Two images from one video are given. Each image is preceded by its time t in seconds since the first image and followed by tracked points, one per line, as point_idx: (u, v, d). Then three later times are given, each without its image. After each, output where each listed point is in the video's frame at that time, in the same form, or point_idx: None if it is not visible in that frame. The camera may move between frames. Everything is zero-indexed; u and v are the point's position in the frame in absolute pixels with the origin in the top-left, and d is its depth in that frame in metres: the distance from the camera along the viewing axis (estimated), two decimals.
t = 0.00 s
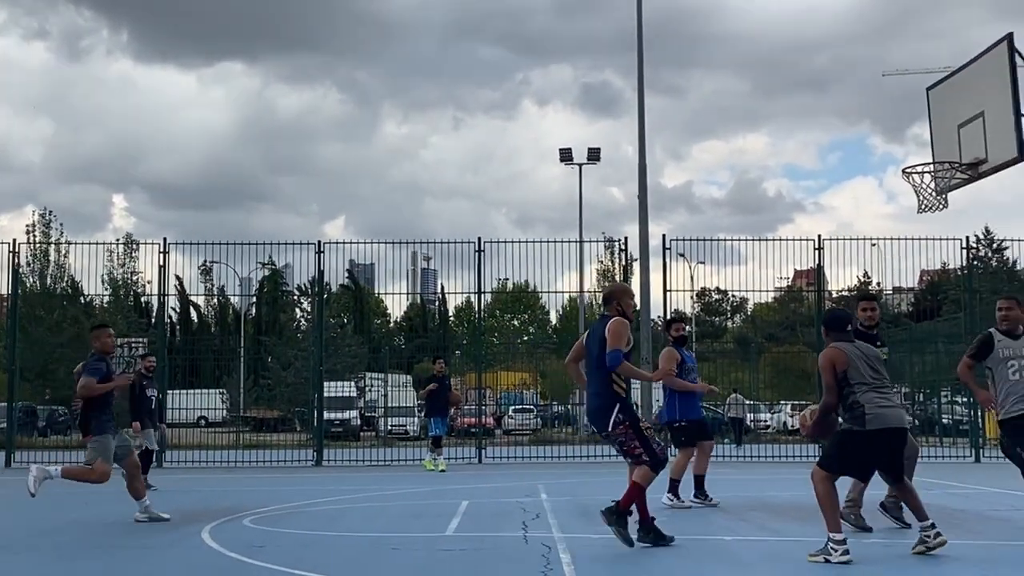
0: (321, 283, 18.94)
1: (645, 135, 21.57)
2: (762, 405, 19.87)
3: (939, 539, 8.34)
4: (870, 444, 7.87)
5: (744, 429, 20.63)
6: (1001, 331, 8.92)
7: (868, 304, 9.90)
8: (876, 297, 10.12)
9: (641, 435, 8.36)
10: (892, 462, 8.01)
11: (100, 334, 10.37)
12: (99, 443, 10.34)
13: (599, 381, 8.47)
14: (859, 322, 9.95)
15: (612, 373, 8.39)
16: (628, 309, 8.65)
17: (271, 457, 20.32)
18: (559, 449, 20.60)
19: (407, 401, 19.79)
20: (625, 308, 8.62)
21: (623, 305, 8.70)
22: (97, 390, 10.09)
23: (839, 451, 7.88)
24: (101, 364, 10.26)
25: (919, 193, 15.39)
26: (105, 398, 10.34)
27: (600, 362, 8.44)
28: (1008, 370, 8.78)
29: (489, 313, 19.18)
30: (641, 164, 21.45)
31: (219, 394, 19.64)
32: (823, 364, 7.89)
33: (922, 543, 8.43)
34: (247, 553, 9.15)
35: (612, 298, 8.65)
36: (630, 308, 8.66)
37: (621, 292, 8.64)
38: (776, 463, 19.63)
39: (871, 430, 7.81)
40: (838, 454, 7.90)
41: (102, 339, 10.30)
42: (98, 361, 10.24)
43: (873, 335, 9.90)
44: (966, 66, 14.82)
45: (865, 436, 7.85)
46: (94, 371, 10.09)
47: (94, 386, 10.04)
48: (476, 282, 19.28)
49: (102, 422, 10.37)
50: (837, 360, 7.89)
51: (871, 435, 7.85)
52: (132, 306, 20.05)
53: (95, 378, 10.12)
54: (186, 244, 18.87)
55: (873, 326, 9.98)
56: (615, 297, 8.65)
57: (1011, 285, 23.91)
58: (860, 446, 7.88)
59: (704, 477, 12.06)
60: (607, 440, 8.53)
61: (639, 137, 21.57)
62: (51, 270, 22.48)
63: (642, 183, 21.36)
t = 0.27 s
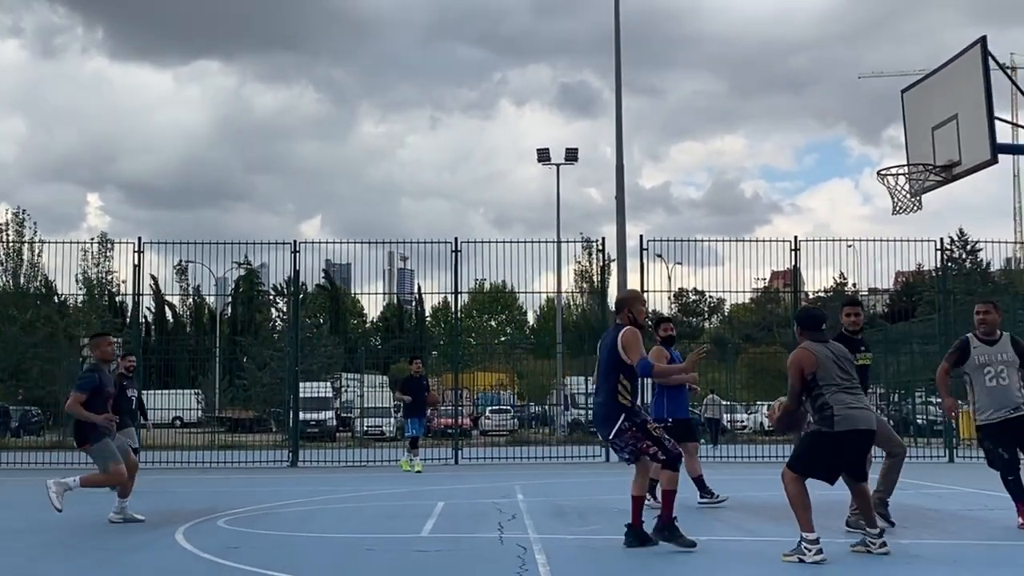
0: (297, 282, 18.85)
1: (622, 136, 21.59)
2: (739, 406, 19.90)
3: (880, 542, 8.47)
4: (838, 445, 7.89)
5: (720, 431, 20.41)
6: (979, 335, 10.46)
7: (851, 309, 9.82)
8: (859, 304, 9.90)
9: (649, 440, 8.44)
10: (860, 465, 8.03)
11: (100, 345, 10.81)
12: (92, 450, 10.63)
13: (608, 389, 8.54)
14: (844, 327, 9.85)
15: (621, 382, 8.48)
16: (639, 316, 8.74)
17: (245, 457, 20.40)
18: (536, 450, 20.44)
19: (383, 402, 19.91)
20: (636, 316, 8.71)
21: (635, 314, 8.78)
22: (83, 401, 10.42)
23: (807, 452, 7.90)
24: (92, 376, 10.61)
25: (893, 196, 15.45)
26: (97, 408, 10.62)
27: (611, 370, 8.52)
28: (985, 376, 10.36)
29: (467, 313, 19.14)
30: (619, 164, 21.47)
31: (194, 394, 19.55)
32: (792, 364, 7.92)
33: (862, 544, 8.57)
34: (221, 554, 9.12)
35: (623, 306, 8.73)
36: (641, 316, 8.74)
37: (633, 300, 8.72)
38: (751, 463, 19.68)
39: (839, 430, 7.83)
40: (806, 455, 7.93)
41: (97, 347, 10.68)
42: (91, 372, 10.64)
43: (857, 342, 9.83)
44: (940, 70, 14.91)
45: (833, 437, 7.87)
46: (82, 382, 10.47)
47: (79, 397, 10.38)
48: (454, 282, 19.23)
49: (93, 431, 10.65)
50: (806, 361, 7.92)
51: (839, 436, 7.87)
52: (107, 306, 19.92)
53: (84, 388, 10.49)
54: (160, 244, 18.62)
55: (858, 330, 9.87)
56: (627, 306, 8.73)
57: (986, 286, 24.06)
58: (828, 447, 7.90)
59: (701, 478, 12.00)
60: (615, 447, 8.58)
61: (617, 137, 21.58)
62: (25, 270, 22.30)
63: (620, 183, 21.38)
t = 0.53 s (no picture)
0: (286, 282, 18.81)
1: (612, 136, 21.60)
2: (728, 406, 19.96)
3: (867, 543, 8.50)
4: (826, 447, 7.92)
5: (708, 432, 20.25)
6: (969, 336, 10.49)
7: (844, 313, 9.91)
8: (854, 309, 9.95)
9: (651, 442, 8.46)
10: (847, 465, 8.07)
11: (100, 346, 10.75)
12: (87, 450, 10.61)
13: (613, 390, 8.55)
14: (837, 331, 9.95)
15: (626, 384, 8.49)
16: (644, 317, 8.75)
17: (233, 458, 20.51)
18: (527, 450, 20.43)
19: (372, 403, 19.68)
20: (642, 317, 8.73)
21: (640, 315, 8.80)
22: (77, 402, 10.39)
23: (795, 453, 7.93)
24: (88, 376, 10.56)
25: (882, 197, 15.47)
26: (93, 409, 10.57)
27: (616, 372, 8.53)
28: (973, 378, 10.42)
29: (456, 313, 19.11)
30: (609, 164, 21.48)
31: (182, 394, 19.50)
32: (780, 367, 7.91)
33: (849, 544, 8.62)
34: (209, 554, 9.10)
35: (629, 307, 8.75)
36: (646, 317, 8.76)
37: (639, 301, 8.74)
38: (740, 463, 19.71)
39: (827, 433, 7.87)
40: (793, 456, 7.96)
41: (97, 349, 10.65)
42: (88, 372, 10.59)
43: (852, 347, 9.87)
44: (929, 71, 14.93)
45: (821, 439, 7.91)
46: (76, 383, 10.43)
47: (73, 397, 10.36)
48: (443, 282, 19.20)
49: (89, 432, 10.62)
50: (794, 362, 7.91)
51: (826, 438, 7.90)
52: (95, 305, 19.86)
53: (79, 389, 10.45)
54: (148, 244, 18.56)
55: (851, 334, 9.98)
56: (632, 306, 8.75)
57: (973, 286, 24.14)
58: (815, 449, 7.93)
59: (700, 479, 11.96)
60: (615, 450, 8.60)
61: (607, 138, 21.60)
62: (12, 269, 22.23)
63: (609, 184, 21.39)
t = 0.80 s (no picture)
0: (265, 282, 18.75)
1: (592, 137, 21.64)
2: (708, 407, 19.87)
3: (844, 543, 8.54)
4: (806, 449, 7.97)
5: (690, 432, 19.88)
6: (949, 338, 10.58)
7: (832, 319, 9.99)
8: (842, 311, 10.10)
9: (665, 446, 8.67)
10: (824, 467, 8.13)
11: (99, 342, 10.74)
12: (82, 444, 10.46)
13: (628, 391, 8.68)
14: (825, 336, 10.02)
15: (642, 385, 8.63)
16: (652, 317, 8.88)
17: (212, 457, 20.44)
18: (508, 450, 20.39)
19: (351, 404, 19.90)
20: (651, 316, 8.85)
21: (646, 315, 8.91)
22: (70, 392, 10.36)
23: (773, 455, 7.99)
24: (82, 370, 10.56)
25: (860, 198, 15.54)
26: (86, 400, 10.53)
27: (631, 374, 8.64)
28: (949, 379, 10.51)
29: (436, 313, 19.17)
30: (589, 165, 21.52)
31: (161, 394, 19.24)
32: (759, 370, 7.91)
33: (827, 544, 8.67)
34: (185, 554, 9.08)
35: (636, 308, 8.85)
36: (654, 317, 8.89)
37: (650, 301, 8.84)
38: (719, 463, 19.78)
39: (809, 435, 7.92)
40: (773, 458, 8.00)
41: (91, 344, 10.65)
42: (83, 366, 10.59)
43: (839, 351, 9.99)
44: (907, 73, 15.01)
45: (802, 440, 7.96)
46: (70, 374, 10.44)
47: (67, 387, 10.36)
48: (423, 282, 19.19)
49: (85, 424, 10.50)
50: (772, 364, 7.94)
51: (807, 439, 7.95)
52: (73, 305, 19.77)
53: (73, 380, 10.45)
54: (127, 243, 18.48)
55: (839, 340, 10.04)
56: (642, 305, 8.85)
57: (950, 287, 24.28)
58: (795, 450, 7.98)
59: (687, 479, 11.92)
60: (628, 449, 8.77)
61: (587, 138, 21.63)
62: None
63: (590, 184, 21.41)
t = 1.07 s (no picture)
0: (245, 283, 18.68)
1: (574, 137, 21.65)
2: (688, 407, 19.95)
3: (820, 539, 8.59)
4: (788, 447, 8.03)
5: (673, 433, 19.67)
6: (931, 343, 10.71)
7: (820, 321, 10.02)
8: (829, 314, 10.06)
9: (679, 440, 8.69)
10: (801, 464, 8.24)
11: (96, 334, 10.63)
12: (82, 435, 10.35)
13: (642, 382, 8.68)
14: (812, 337, 10.03)
15: (656, 375, 8.63)
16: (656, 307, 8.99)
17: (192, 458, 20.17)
18: (488, 451, 20.35)
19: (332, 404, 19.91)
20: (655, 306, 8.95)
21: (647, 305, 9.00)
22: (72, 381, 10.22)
23: (759, 452, 8.01)
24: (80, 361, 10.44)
25: (840, 199, 15.59)
26: (84, 390, 10.41)
27: (644, 364, 8.65)
28: (929, 384, 10.66)
29: (417, 313, 18.99)
30: (571, 165, 21.53)
31: (140, 395, 19.19)
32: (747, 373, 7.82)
33: (805, 544, 8.72)
34: (163, 555, 9.06)
35: (641, 297, 8.96)
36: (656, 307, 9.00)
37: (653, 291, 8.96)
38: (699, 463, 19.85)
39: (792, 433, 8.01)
40: (755, 459, 8.02)
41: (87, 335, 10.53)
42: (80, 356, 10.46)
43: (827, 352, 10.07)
44: (889, 74, 15.03)
45: (786, 438, 8.03)
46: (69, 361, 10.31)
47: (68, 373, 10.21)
48: (404, 282, 19.14)
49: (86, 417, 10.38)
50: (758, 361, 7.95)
51: (790, 437, 8.03)
52: (51, 304, 19.65)
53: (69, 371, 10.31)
54: (106, 243, 18.37)
55: (826, 341, 10.04)
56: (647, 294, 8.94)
57: (929, 289, 24.41)
58: (777, 449, 8.04)
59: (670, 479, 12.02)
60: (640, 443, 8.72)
61: (569, 138, 21.64)
62: None
63: (571, 184, 21.44)
